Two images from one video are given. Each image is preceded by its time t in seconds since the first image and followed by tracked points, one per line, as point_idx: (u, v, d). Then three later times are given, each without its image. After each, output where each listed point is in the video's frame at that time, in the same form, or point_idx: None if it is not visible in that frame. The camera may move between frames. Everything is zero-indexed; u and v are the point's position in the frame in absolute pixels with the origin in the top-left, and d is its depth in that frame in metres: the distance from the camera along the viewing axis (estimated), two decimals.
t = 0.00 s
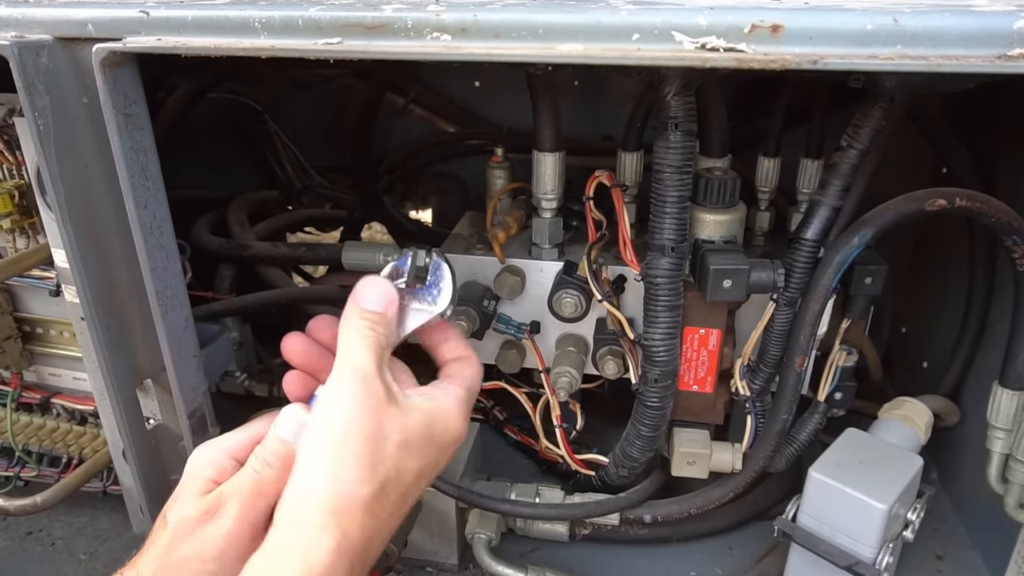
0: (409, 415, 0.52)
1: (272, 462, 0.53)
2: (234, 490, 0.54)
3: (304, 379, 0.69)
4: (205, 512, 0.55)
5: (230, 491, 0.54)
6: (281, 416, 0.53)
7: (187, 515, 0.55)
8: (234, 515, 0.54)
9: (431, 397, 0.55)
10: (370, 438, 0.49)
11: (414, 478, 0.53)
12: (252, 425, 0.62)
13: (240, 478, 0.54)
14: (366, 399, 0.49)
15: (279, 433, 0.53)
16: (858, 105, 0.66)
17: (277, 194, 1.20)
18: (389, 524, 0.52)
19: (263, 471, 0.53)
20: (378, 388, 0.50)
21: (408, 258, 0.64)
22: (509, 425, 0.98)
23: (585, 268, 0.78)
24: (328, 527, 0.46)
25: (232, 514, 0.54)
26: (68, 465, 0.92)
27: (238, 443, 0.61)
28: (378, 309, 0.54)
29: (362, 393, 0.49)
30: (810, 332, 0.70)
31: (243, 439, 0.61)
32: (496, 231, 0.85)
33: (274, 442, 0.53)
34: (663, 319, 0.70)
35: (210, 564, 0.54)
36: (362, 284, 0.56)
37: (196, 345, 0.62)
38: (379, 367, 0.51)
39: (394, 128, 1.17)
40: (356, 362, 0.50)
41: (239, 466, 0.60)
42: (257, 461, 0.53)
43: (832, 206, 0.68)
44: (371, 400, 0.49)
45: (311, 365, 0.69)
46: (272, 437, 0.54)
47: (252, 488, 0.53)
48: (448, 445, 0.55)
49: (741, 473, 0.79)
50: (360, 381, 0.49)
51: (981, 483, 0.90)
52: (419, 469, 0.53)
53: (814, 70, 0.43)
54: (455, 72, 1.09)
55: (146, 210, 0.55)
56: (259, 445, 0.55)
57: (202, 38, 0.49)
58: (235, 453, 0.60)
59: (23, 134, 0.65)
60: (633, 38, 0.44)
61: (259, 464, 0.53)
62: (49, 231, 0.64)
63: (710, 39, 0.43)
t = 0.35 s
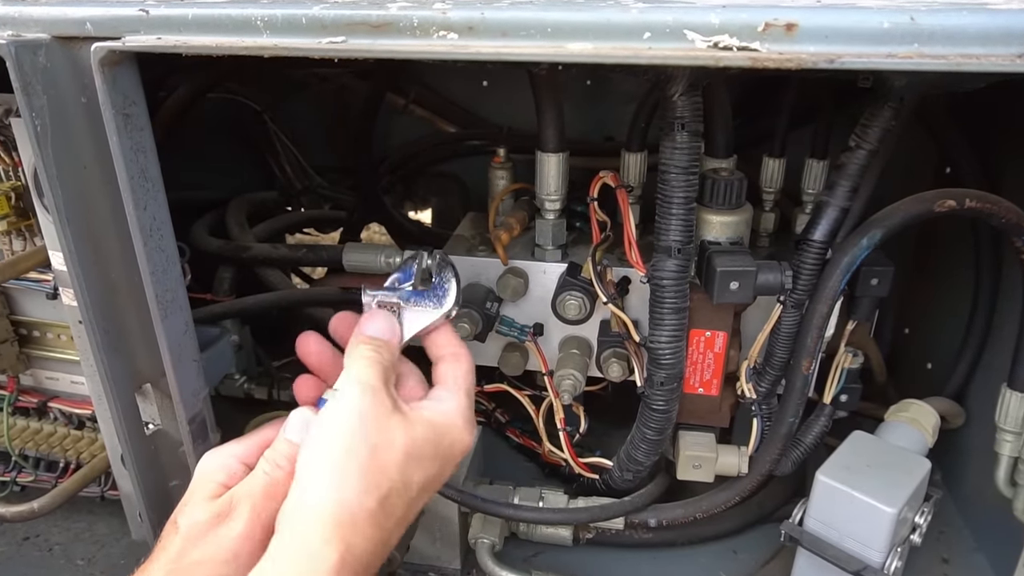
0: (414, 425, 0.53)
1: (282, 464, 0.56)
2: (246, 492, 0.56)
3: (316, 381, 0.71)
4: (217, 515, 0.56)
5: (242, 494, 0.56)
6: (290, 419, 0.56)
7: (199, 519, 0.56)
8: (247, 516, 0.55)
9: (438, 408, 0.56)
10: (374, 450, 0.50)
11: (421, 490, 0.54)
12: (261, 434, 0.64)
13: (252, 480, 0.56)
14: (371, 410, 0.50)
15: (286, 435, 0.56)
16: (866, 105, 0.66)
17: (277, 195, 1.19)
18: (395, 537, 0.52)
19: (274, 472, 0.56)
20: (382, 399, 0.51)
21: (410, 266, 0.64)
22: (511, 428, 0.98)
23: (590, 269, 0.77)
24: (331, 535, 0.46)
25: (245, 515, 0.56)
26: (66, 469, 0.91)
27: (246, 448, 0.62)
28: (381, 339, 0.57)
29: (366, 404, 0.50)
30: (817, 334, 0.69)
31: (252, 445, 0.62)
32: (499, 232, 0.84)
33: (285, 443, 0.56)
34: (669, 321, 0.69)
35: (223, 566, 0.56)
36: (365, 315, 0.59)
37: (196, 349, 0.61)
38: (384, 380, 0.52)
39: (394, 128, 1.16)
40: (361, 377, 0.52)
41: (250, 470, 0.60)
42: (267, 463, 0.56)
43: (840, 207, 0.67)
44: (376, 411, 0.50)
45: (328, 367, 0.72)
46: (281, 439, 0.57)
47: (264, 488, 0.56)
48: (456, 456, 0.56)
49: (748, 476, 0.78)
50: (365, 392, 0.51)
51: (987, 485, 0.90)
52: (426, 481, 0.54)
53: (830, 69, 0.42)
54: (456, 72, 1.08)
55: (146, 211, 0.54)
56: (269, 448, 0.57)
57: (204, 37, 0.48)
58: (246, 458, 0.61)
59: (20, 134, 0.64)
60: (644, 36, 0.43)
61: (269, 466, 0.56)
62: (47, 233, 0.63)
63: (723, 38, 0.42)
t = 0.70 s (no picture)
0: (392, 409, 0.52)
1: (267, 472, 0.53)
2: (234, 502, 0.55)
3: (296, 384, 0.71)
4: (204, 527, 0.56)
5: (230, 504, 0.55)
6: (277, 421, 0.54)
7: (186, 530, 0.56)
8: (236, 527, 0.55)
9: (419, 394, 0.55)
10: (348, 432, 0.49)
11: (401, 475, 0.53)
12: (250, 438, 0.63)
13: (239, 491, 0.55)
14: (346, 391, 0.49)
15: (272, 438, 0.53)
16: (868, 100, 0.64)
17: (270, 194, 1.18)
18: (373, 523, 0.51)
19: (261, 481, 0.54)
20: (358, 379, 0.50)
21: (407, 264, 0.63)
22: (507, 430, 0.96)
23: (587, 269, 0.76)
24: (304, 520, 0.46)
25: (234, 526, 0.55)
26: (54, 474, 0.90)
27: (235, 455, 0.61)
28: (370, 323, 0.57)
29: (342, 385, 0.49)
30: (819, 334, 0.68)
31: (242, 451, 0.61)
32: (494, 232, 0.82)
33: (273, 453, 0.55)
34: (667, 322, 0.68)
35: None
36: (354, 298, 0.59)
37: (183, 351, 0.60)
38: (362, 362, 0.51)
39: (388, 126, 1.15)
40: (338, 360, 0.51)
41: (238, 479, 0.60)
42: (254, 471, 0.54)
43: (842, 205, 0.66)
44: (352, 392, 0.49)
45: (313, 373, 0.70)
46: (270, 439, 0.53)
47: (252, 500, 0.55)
48: (438, 440, 0.55)
49: (748, 479, 0.76)
50: (341, 373, 0.50)
51: (990, 487, 0.89)
52: (406, 466, 0.53)
53: (835, 60, 0.41)
54: (450, 69, 1.07)
55: (129, 210, 0.52)
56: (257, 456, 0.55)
57: (188, 29, 0.47)
58: (235, 465, 0.61)
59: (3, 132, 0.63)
60: (643, 27, 0.42)
61: (255, 474, 0.54)
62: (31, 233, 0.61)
63: (724, 29, 0.41)
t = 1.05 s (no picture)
0: (388, 420, 0.51)
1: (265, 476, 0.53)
2: (228, 509, 0.54)
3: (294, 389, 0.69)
4: (198, 535, 0.54)
5: (224, 510, 0.54)
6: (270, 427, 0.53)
7: (179, 538, 0.54)
8: (232, 534, 0.53)
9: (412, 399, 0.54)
10: (345, 447, 0.48)
11: (396, 481, 0.53)
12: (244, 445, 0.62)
13: (235, 496, 0.53)
14: (342, 401, 0.48)
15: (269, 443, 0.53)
16: (873, 96, 0.63)
17: (264, 194, 1.16)
18: (370, 531, 0.52)
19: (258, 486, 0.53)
20: (354, 390, 0.48)
21: (408, 265, 0.61)
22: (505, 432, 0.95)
23: (587, 269, 0.74)
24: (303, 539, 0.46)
25: (229, 533, 0.54)
26: (44, 479, 0.88)
27: (230, 461, 0.60)
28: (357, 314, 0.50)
29: (337, 398, 0.48)
30: (823, 334, 0.67)
31: (235, 458, 0.60)
32: (492, 231, 0.81)
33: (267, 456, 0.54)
34: (669, 323, 0.67)
35: None
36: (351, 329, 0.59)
37: (174, 354, 0.58)
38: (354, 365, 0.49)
39: (384, 125, 1.13)
40: (329, 364, 0.48)
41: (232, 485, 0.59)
42: (250, 477, 0.53)
43: (847, 203, 0.65)
44: (348, 406, 0.48)
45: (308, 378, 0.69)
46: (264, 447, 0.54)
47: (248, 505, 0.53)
48: (434, 444, 0.54)
49: (750, 483, 0.75)
50: (334, 382, 0.48)
51: (994, 488, 0.88)
52: (401, 474, 0.53)
53: (846, 53, 0.40)
54: (447, 67, 1.06)
55: (117, 209, 0.51)
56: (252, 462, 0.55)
57: (177, 21, 0.45)
58: (227, 472, 0.60)
59: None
60: (647, 20, 0.41)
61: (252, 480, 0.53)
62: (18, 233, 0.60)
63: (731, 21, 0.40)
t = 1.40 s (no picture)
0: (405, 442, 0.50)
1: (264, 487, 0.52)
2: (224, 520, 0.54)
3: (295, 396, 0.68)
4: (194, 546, 0.54)
5: (220, 522, 0.53)
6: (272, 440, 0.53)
7: (175, 550, 0.54)
8: (227, 545, 0.53)
9: (427, 421, 0.53)
10: (361, 468, 0.47)
11: (402, 508, 0.52)
12: (244, 451, 0.61)
13: (230, 508, 0.53)
14: (361, 423, 0.47)
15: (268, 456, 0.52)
16: (879, 93, 0.62)
17: (260, 194, 1.15)
18: (373, 559, 0.51)
19: (255, 497, 0.53)
20: (375, 409, 0.49)
21: (409, 265, 0.61)
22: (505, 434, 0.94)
23: (589, 269, 0.73)
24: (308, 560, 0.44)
25: (225, 544, 0.54)
26: (38, 484, 0.87)
27: (226, 470, 0.59)
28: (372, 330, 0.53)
29: (356, 416, 0.47)
30: (829, 335, 0.66)
31: (234, 465, 0.60)
32: (492, 231, 0.80)
33: (265, 467, 0.53)
34: (674, 324, 0.66)
35: None
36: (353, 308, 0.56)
37: (171, 358, 0.57)
38: (375, 386, 0.49)
39: (381, 124, 1.12)
40: (352, 383, 0.48)
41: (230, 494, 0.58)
42: (247, 487, 0.53)
43: (854, 202, 0.64)
44: (367, 424, 0.48)
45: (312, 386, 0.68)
46: (264, 458, 0.53)
47: (243, 516, 0.53)
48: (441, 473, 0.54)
49: (755, 484, 0.74)
50: (356, 402, 0.48)
51: (998, 488, 0.87)
52: (409, 499, 0.52)
53: (862, 48, 0.40)
54: (444, 66, 1.05)
55: (112, 210, 0.50)
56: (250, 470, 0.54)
57: (174, 17, 0.44)
58: (226, 479, 0.59)
59: None
60: (658, 14, 0.40)
61: (250, 490, 0.53)
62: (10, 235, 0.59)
63: (743, 16, 0.39)
